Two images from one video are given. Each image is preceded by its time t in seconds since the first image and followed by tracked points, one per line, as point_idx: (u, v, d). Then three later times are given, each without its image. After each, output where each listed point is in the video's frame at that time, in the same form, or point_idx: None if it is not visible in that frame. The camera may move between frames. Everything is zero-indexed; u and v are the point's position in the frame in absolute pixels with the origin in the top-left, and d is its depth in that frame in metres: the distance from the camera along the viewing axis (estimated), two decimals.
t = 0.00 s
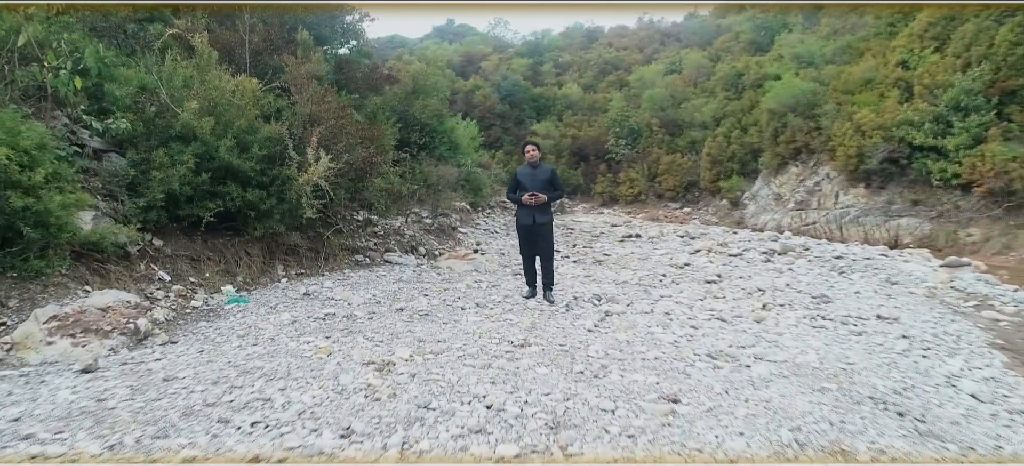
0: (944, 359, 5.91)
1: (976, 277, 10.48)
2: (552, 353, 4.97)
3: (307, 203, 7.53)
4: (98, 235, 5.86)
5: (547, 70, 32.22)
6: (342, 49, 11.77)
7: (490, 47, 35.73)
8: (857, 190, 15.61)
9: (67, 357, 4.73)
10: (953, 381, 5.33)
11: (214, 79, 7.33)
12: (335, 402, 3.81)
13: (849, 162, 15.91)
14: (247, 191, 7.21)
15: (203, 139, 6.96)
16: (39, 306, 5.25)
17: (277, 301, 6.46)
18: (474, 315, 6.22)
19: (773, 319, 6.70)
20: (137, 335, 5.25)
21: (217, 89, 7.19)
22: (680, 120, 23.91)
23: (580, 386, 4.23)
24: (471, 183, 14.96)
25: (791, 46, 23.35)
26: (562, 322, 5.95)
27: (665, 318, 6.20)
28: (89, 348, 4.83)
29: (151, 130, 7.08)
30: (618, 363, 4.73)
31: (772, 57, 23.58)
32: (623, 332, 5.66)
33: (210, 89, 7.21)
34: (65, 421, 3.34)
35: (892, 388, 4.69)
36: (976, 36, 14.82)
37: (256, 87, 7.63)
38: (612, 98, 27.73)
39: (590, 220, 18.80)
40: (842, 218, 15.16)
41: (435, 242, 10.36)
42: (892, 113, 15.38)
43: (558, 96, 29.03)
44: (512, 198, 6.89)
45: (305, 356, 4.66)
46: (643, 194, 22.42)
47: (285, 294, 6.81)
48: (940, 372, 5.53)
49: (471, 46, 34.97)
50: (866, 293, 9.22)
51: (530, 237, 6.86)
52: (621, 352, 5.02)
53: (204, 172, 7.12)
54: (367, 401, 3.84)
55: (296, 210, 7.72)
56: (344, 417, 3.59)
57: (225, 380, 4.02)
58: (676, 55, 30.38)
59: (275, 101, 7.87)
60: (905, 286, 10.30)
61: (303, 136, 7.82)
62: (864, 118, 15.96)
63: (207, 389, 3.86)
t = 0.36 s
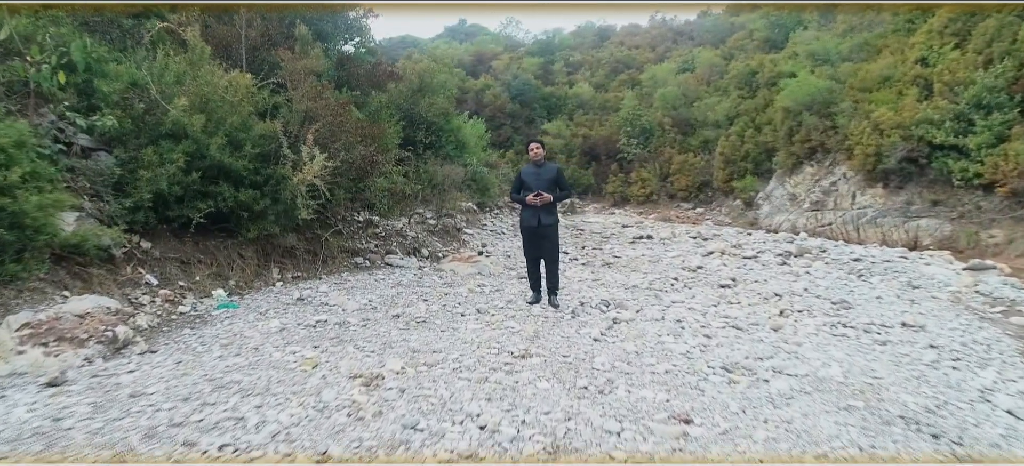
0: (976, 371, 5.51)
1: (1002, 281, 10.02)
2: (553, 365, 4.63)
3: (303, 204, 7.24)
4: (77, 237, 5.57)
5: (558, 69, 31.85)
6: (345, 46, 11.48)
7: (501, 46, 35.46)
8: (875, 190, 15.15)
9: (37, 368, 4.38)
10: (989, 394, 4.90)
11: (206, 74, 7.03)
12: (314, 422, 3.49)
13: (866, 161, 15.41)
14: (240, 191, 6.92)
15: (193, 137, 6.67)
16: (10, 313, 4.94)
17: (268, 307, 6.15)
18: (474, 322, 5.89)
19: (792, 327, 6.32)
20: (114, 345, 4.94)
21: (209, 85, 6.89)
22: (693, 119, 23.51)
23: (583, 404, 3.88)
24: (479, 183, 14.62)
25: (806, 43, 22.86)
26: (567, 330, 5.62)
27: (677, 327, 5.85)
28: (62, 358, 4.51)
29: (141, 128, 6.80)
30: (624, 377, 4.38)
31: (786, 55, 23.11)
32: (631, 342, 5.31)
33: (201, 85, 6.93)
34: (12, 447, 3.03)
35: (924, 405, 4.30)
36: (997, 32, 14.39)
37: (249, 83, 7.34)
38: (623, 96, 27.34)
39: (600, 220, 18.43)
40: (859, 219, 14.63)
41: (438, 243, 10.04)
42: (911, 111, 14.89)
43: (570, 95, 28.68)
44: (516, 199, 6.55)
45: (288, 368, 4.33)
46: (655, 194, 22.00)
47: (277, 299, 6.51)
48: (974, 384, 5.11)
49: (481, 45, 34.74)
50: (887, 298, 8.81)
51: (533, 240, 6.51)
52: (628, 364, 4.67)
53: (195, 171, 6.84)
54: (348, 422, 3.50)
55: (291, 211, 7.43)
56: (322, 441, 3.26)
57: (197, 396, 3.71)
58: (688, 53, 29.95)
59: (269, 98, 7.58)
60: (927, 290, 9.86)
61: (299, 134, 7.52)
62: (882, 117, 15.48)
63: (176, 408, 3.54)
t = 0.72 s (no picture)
0: (1010, 384, 5.11)
1: None
2: (553, 379, 4.27)
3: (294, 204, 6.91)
4: (50, 240, 5.25)
5: (565, 68, 31.49)
6: (344, 42, 11.15)
7: (507, 45, 35.13)
8: (890, 190, 14.69)
9: None
10: None
11: (193, 69, 6.71)
12: (285, 446, 3.15)
13: (879, 161, 14.92)
14: (228, 191, 6.60)
15: (178, 134, 6.35)
16: None
17: (253, 313, 5.82)
18: (470, 330, 5.54)
19: (810, 336, 5.95)
20: (84, 355, 4.59)
21: (195, 80, 6.57)
22: (702, 118, 23.10)
23: (584, 425, 3.53)
24: (482, 184, 14.27)
25: (817, 41, 22.43)
26: (570, 339, 5.27)
27: (687, 336, 5.48)
28: (26, 371, 4.15)
29: (124, 125, 6.48)
30: (629, 394, 4.02)
31: (797, 53, 22.68)
32: (638, 353, 4.95)
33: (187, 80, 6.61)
34: None
35: (959, 425, 3.91)
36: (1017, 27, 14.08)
37: (238, 78, 7.02)
38: (631, 95, 26.93)
39: (607, 221, 18.03)
40: (872, 219, 14.18)
41: (439, 245, 9.70)
42: (925, 109, 14.43)
43: (577, 94, 28.30)
44: (516, 199, 6.22)
45: (265, 383, 4.00)
46: (663, 194, 21.57)
47: (264, 305, 6.18)
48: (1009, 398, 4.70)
49: (488, 44, 34.40)
50: (907, 303, 8.40)
51: (534, 242, 6.16)
52: (634, 378, 4.31)
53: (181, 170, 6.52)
54: (323, 447, 3.16)
55: (283, 211, 7.10)
56: None
57: (159, 417, 3.38)
58: (697, 52, 29.54)
59: (260, 93, 7.26)
60: (947, 295, 9.45)
61: (290, 132, 7.20)
62: (895, 115, 15.04)
63: (135, 431, 3.21)
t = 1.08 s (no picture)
0: None
1: None
2: (551, 397, 3.92)
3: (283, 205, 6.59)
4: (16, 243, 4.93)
5: (571, 67, 31.13)
6: (340, 38, 10.78)
7: (513, 44, 34.81)
8: (902, 190, 14.19)
9: None
10: None
11: (177, 64, 6.40)
12: None
13: (890, 161, 14.42)
14: (213, 192, 6.28)
15: (160, 132, 6.04)
16: None
17: (235, 321, 5.49)
18: (465, 341, 5.18)
19: (828, 346, 5.58)
20: (47, 368, 4.27)
21: (179, 75, 6.25)
22: (709, 117, 22.70)
23: (584, 452, 3.16)
24: (484, 184, 13.92)
25: (826, 39, 22.01)
26: (572, 350, 4.92)
27: (697, 346, 5.14)
28: None
29: (104, 122, 6.16)
30: (634, 414, 3.67)
31: (806, 52, 22.27)
32: (645, 366, 4.60)
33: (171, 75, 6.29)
34: None
35: (1000, 448, 3.52)
36: None
37: (225, 73, 6.69)
38: (637, 94, 26.55)
39: (612, 222, 17.64)
40: (883, 220, 13.67)
41: (438, 247, 9.35)
42: (938, 107, 14.00)
43: (582, 93, 27.94)
44: (516, 200, 5.87)
45: (236, 401, 3.66)
46: (670, 194, 21.16)
47: (247, 311, 5.85)
48: None
49: (493, 44, 34.08)
50: (926, 308, 8.01)
51: (535, 246, 5.81)
52: (640, 396, 3.96)
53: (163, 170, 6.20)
54: None
55: (271, 213, 6.77)
56: None
57: (111, 443, 3.04)
58: (704, 50, 29.15)
59: (248, 89, 6.94)
60: (966, 299, 9.05)
61: (279, 129, 6.87)
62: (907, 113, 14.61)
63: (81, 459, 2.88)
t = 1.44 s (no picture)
0: None
1: None
2: (546, 417, 3.58)
3: (269, 207, 6.27)
4: None
5: (575, 67, 30.78)
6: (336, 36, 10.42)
7: (517, 44, 34.51)
8: (912, 190, 13.80)
9: None
10: None
11: (157, 57, 6.06)
12: None
13: (901, 160, 13.99)
14: (193, 192, 5.97)
15: (138, 129, 5.72)
16: None
17: (212, 330, 5.16)
18: (456, 352, 4.83)
19: (845, 358, 5.21)
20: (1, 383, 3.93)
21: (158, 70, 5.91)
22: (714, 116, 22.31)
23: None
24: (484, 185, 13.56)
25: (834, 37, 21.60)
26: (571, 363, 4.58)
27: (706, 358, 4.79)
28: None
29: (79, 118, 5.80)
30: (638, 439, 3.32)
31: (814, 50, 21.86)
32: (649, 382, 4.25)
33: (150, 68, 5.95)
34: None
35: None
36: None
37: (207, 67, 6.37)
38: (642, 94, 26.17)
39: (616, 223, 17.26)
40: (893, 220, 13.29)
41: (434, 249, 9.02)
42: (950, 106, 13.54)
43: (587, 93, 27.58)
44: (513, 201, 5.52)
45: (199, 424, 3.32)
46: (675, 195, 20.75)
47: (227, 319, 5.52)
48: None
49: (496, 43, 33.75)
50: (945, 314, 7.63)
51: (533, 250, 5.46)
52: (644, 418, 3.62)
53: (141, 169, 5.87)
54: None
55: (256, 214, 6.45)
56: None
57: None
58: (710, 49, 28.75)
59: (231, 85, 6.61)
60: (984, 304, 8.67)
61: (265, 126, 6.54)
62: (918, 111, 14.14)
63: None
